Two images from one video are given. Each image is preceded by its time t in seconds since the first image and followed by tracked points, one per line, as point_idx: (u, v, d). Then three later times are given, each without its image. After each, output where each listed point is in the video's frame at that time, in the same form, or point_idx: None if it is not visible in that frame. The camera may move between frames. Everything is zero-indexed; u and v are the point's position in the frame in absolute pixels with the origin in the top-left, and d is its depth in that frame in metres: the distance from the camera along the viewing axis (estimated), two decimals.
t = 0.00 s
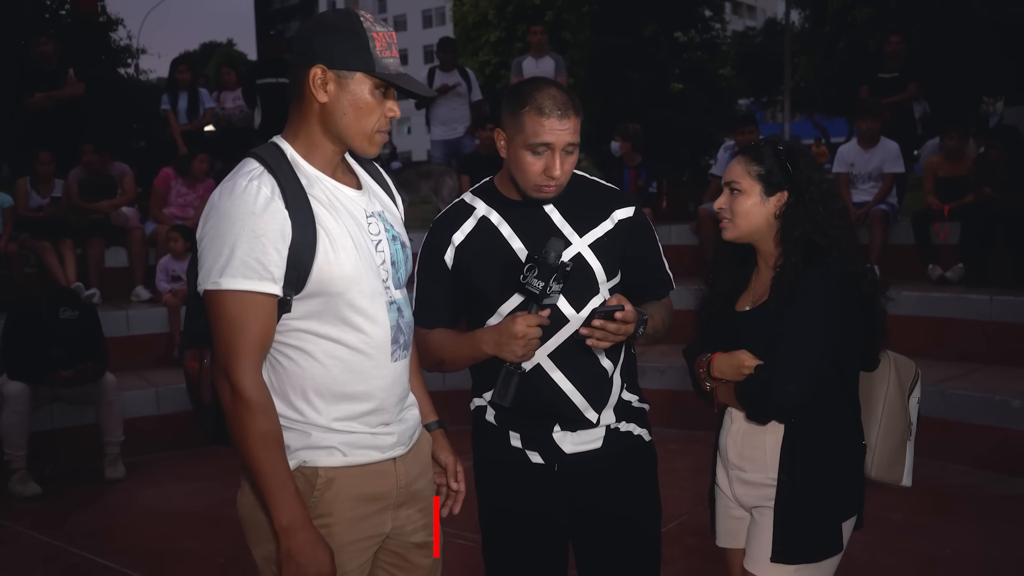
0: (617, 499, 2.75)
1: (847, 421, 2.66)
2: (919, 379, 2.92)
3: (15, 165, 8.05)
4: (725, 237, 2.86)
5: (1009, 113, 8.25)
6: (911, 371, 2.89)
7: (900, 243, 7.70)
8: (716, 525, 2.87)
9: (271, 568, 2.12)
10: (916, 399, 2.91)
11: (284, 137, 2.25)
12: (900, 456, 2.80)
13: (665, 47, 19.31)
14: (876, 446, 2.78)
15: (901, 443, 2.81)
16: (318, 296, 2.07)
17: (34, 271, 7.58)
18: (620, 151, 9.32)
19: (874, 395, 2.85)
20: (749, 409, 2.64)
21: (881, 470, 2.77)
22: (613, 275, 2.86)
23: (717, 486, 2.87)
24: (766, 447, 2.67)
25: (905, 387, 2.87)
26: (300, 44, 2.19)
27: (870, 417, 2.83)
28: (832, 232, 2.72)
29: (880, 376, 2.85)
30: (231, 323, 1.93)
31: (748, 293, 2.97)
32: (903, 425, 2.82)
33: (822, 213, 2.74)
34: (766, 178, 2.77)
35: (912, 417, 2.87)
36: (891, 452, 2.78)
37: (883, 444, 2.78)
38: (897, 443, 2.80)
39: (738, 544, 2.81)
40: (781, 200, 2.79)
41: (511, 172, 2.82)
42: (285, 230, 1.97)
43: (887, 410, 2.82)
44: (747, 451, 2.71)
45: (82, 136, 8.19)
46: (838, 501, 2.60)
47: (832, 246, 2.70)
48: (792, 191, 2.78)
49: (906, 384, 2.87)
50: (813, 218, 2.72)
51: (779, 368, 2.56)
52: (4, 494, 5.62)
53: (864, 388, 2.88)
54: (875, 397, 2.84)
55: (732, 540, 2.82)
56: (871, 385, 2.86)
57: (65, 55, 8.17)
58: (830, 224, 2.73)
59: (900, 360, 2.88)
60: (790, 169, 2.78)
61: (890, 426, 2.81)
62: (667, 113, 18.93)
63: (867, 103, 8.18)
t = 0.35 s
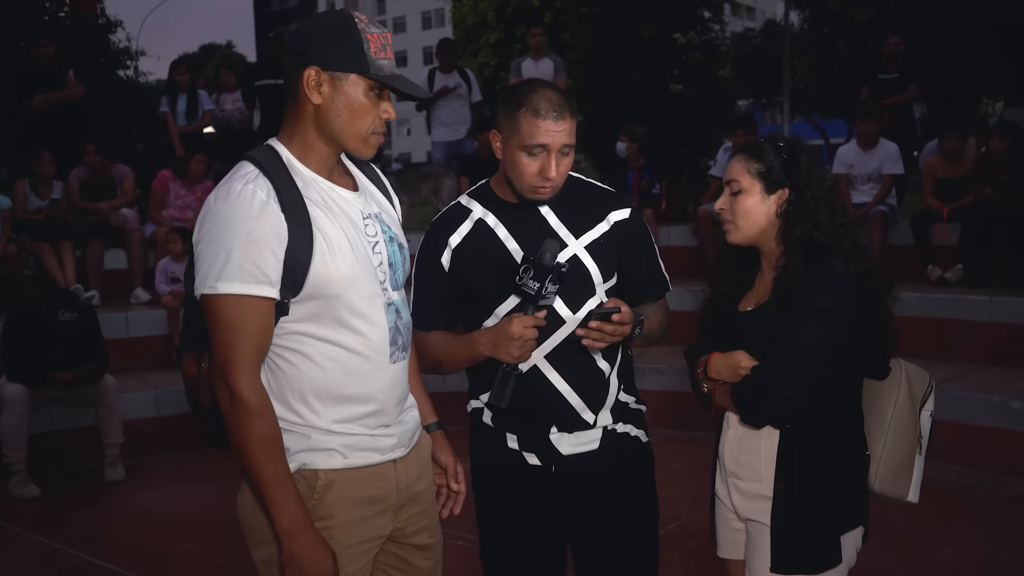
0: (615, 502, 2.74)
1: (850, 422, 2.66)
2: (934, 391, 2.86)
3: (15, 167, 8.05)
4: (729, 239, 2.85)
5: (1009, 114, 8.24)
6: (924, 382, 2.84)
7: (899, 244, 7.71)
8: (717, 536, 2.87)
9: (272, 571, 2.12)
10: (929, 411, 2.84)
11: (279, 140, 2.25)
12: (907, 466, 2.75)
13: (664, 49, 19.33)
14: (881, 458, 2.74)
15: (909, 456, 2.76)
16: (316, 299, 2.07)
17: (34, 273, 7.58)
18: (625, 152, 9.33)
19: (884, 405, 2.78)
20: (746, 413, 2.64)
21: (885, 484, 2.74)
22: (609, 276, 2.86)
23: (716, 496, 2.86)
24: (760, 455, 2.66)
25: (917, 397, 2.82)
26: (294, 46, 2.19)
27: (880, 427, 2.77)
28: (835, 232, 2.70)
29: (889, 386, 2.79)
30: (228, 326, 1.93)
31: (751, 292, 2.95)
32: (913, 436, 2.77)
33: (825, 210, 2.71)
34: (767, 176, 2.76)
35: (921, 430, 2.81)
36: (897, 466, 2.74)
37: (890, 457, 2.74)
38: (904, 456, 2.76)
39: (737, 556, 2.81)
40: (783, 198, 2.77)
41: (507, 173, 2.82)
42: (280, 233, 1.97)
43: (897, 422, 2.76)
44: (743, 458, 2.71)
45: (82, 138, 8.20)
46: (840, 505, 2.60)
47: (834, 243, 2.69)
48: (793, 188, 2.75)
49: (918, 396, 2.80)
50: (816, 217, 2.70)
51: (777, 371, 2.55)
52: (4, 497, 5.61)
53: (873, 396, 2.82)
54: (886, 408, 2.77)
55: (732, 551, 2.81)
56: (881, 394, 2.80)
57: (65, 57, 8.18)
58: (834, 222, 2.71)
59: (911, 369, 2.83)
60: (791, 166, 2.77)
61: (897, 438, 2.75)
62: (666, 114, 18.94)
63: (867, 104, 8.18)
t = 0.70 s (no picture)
0: (614, 503, 2.74)
1: (852, 423, 2.64)
2: (944, 396, 2.78)
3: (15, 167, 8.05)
4: (728, 241, 2.86)
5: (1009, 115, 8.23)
6: (932, 388, 2.76)
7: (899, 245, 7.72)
8: (716, 543, 2.86)
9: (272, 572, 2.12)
10: (938, 419, 2.79)
11: (279, 140, 2.24)
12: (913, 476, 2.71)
13: (665, 49, 19.33)
14: (887, 468, 2.70)
15: (916, 465, 2.72)
16: (316, 299, 2.07)
17: (34, 273, 7.58)
18: (623, 150, 9.34)
19: (890, 413, 2.75)
20: (744, 415, 2.63)
21: (892, 495, 2.69)
22: (608, 278, 2.86)
23: (715, 502, 2.86)
24: (757, 460, 2.67)
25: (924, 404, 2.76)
26: (294, 46, 2.19)
27: (887, 436, 2.73)
28: (832, 233, 2.69)
29: (896, 392, 2.76)
30: (226, 327, 1.93)
31: (754, 295, 2.95)
32: (919, 444, 2.73)
33: (823, 210, 2.71)
34: (767, 176, 2.74)
35: (931, 439, 2.76)
36: (902, 476, 2.71)
37: (896, 467, 2.70)
38: (911, 466, 2.72)
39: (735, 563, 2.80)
40: (782, 199, 2.75)
41: (506, 175, 2.81)
42: (279, 233, 1.97)
43: (904, 430, 2.73)
44: (741, 466, 2.71)
45: (83, 137, 8.20)
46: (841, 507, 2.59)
47: (833, 244, 2.68)
48: (793, 189, 2.74)
49: (926, 404, 2.76)
50: (815, 218, 2.70)
51: (776, 373, 2.55)
52: (3, 496, 5.61)
53: (881, 403, 2.79)
54: (892, 416, 2.75)
55: (731, 558, 2.81)
56: (888, 401, 2.77)
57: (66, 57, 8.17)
58: (832, 221, 2.70)
59: (918, 376, 2.78)
60: (791, 167, 2.73)
61: (903, 448, 2.71)
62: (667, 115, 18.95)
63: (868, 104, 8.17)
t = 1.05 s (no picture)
0: (616, 502, 2.74)
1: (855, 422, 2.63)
2: (955, 400, 2.79)
3: (15, 163, 8.04)
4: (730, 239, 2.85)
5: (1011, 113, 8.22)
6: (943, 392, 2.76)
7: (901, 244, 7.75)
8: (715, 545, 2.86)
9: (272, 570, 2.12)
10: (950, 423, 2.79)
11: (280, 137, 2.24)
12: (924, 482, 2.71)
13: (666, 46, 19.31)
14: (894, 473, 2.71)
15: (926, 470, 2.72)
16: (317, 297, 2.07)
17: (34, 270, 7.57)
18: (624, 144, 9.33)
19: (899, 416, 2.76)
20: (744, 415, 2.63)
21: (899, 501, 2.70)
22: (609, 276, 2.86)
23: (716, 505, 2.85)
24: (758, 464, 2.66)
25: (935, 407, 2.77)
26: (295, 42, 2.19)
27: (895, 439, 2.74)
28: (828, 232, 2.67)
29: (906, 396, 2.77)
30: (227, 324, 1.92)
31: (758, 295, 2.92)
32: (929, 447, 2.73)
33: (821, 207, 2.70)
34: (766, 173, 2.73)
35: (942, 443, 2.76)
36: (911, 481, 2.71)
37: (904, 472, 2.71)
38: (920, 470, 2.72)
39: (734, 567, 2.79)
40: (778, 195, 2.74)
41: (506, 173, 2.81)
42: (279, 230, 1.96)
43: (913, 434, 2.73)
44: (743, 469, 2.70)
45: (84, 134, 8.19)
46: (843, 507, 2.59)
47: (832, 242, 2.66)
48: (787, 185, 2.72)
49: (938, 408, 2.76)
50: (813, 214, 2.69)
51: (777, 372, 2.54)
52: (4, 494, 5.61)
53: (889, 407, 2.79)
54: (902, 419, 2.75)
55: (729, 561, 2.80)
56: (897, 404, 2.78)
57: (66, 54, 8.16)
58: (831, 219, 2.69)
59: (929, 379, 2.79)
60: (789, 163, 2.73)
61: (912, 452, 2.72)
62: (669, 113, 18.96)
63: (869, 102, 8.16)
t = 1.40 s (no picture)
0: (619, 501, 2.75)
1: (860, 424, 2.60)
2: (974, 398, 2.73)
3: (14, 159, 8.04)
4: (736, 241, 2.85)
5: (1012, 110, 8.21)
6: (959, 392, 2.72)
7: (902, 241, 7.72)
8: (716, 537, 2.91)
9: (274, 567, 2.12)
10: (970, 423, 2.74)
11: (281, 134, 2.24)
12: (939, 486, 2.69)
13: (667, 43, 19.28)
14: (909, 479, 2.72)
15: (943, 474, 2.70)
16: (318, 294, 2.06)
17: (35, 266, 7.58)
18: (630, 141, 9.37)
19: (913, 419, 2.76)
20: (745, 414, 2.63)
21: (914, 506, 2.69)
22: (609, 273, 2.86)
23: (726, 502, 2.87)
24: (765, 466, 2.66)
25: (951, 407, 2.72)
26: (297, 38, 2.19)
27: (910, 444, 2.74)
28: (827, 228, 2.66)
29: (919, 398, 2.76)
30: (228, 321, 1.92)
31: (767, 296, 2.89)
32: (946, 450, 2.70)
33: (820, 203, 2.67)
34: (766, 171, 2.73)
35: (960, 445, 2.72)
36: (927, 485, 2.71)
37: (920, 477, 2.71)
38: (936, 473, 2.71)
39: (736, 562, 2.84)
40: (780, 193, 2.73)
41: (504, 170, 2.81)
42: (280, 226, 1.96)
43: (927, 437, 2.73)
44: (750, 471, 2.71)
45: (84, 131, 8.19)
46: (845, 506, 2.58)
47: (829, 240, 2.65)
48: (788, 182, 2.71)
49: (954, 409, 2.72)
50: (812, 212, 2.67)
51: (778, 371, 2.53)
52: (5, 490, 5.62)
53: (905, 410, 2.79)
54: (916, 422, 2.75)
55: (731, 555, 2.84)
56: (910, 408, 2.77)
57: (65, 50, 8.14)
58: (828, 216, 2.66)
59: (943, 380, 2.75)
60: (789, 158, 2.71)
61: (927, 457, 2.71)
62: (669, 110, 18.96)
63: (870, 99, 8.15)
